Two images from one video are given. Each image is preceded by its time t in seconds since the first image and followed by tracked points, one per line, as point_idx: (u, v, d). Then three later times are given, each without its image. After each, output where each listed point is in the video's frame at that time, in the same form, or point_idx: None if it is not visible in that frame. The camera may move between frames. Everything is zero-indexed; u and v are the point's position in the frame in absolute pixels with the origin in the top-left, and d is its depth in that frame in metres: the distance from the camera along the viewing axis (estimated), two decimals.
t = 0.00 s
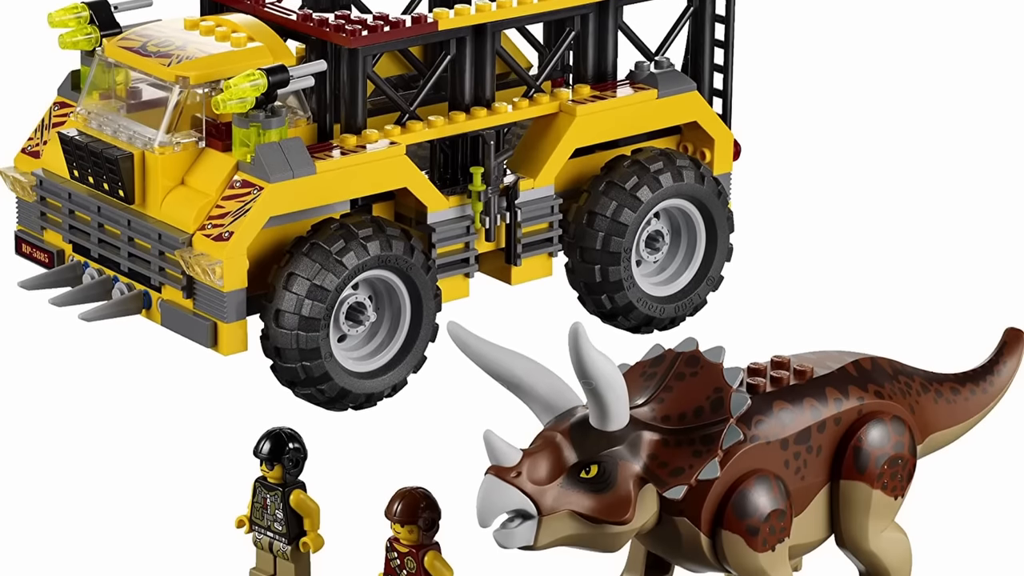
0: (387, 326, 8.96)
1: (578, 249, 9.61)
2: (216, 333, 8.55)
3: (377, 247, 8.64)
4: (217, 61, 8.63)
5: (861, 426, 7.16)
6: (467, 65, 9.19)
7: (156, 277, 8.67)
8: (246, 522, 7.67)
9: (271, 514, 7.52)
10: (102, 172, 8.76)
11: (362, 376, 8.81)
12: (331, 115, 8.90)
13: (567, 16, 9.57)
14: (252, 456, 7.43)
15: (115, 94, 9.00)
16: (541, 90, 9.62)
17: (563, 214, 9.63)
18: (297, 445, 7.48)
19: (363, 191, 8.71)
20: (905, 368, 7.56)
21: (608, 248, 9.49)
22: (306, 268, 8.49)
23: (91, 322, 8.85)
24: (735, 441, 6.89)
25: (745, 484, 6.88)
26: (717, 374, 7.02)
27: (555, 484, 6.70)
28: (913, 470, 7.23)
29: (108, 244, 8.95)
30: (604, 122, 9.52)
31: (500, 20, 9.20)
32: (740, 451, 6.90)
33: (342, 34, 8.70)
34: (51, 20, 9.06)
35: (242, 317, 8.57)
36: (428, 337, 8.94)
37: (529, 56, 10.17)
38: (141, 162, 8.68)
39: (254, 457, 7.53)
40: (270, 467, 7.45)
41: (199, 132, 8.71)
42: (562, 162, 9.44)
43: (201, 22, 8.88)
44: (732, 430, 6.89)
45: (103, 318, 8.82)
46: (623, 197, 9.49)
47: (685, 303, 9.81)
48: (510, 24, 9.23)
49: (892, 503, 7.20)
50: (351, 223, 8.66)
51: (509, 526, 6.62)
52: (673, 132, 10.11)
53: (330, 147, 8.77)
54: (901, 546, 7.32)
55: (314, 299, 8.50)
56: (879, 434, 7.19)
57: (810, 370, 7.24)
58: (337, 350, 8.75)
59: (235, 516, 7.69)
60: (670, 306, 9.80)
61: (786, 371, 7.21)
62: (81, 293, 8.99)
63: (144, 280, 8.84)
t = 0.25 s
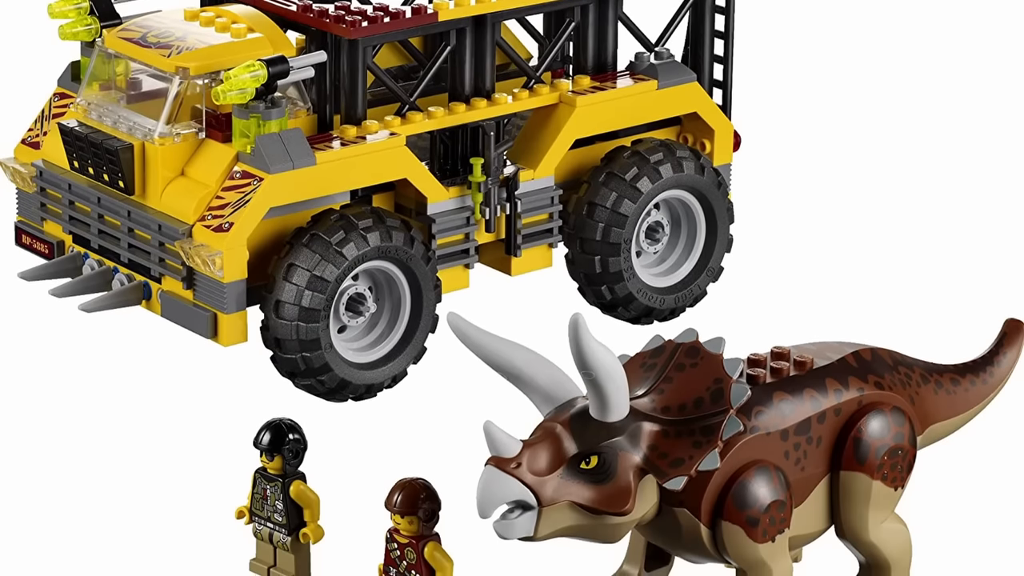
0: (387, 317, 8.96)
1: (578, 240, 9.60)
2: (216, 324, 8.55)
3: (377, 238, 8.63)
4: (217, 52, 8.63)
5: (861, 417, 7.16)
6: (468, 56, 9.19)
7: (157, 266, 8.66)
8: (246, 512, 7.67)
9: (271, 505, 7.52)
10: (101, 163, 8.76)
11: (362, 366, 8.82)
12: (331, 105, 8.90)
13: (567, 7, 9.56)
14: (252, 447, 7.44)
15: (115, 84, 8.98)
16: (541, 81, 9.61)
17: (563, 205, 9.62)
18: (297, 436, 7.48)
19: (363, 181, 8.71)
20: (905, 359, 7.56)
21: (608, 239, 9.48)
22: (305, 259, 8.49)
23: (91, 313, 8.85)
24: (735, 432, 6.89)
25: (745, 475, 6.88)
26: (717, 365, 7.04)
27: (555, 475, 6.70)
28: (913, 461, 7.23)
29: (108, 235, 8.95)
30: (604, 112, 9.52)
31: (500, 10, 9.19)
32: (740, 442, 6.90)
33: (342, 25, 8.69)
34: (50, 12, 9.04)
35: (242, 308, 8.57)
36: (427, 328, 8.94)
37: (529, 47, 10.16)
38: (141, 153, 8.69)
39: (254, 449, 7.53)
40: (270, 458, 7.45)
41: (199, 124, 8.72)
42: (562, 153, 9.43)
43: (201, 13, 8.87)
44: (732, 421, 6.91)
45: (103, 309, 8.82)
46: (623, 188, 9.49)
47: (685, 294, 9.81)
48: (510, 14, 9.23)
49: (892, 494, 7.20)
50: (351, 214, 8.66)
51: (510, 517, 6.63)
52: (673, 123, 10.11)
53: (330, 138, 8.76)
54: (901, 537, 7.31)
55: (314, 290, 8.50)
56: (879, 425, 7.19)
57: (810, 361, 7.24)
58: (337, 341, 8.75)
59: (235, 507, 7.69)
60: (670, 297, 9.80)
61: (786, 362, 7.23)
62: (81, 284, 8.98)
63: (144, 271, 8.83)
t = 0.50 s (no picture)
0: (387, 308, 8.96)
1: (578, 231, 9.60)
2: (216, 315, 8.55)
3: (377, 229, 8.63)
4: (217, 43, 8.64)
5: (861, 408, 7.16)
6: (467, 47, 9.18)
7: (157, 257, 8.66)
8: (246, 504, 7.68)
9: (271, 496, 7.53)
10: (101, 154, 8.76)
11: (362, 357, 8.82)
12: (331, 97, 8.91)
13: None
14: (252, 438, 7.44)
15: (115, 75, 8.96)
16: (541, 72, 9.61)
17: (563, 196, 9.62)
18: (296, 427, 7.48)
19: (363, 172, 8.71)
20: (905, 350, 7.56)
21: (608, 230, 9.48)
22: (305, 250, 8.49)
23: (91, 304, 8.85)
24: (735, 423, 6.89)
25: (745, 466, 6.88)
26: (717, 356, 7.03)
27: (555, 465, 6.70)
28: (913, 452, 7.23)
29: (108, 226, 8.94)
30: (604, 103, 9.51)
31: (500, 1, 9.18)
32: (740, 432, 6.90)
33: (342, 16, 8.69)
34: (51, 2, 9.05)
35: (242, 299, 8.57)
36: (427, 319, 8.94)
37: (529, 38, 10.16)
38: (141, 144, 8.68)
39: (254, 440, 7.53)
40: (270, 449, 7.45)
41: (199, 115, 8.70)
42: (562, 144, 9.43)
43: (201, 4, 8.87)
44: (732, 412, 6.90)
45: (103, 300, 8.82)
46: (623, 179, 9.48)
47: (685, 285, 9.81)
48: (510, 5, 9.22)
49: (892, 485, 7.20)
50: (351, 204, 8.66)
51: (509, 508, 6.63)
52: (673, 114, 10.10)
53: (330, 128, 8.76)
54: (901, 528, 7.31)
55: (314, 281, 8.50)
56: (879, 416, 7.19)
57: (810, 352, 7.24)
58: (337, 332, 8.75)
59: (235, 499, 7.69)
60: (670, 288, 9.80)
61: (787, 353, 7.23)
62: (81, 275, 8.98)
63: (144, 262, 8.83)
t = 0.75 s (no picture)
0: (386, 299, 8.96)
1: (578, 222, 9.60)
2: (216, 306, 8.55)
3: (377, 220, 8.63)
4: (217, 34, 8.62)
5: (861, 399, 7.16)
6: (468, 38, 9.18)
7: (157, 248, 8.66)
8: (246, 495, 7.68)
9: (271, 487, 7.53)
10: (102, 145, 8.76)
11: (362, 348, 8.82)
12: (330, 88, 8.90)
13: None
14: (252, 429, 7.44)
15: (115, 66, 8.98)
16: (541, 63, 9.60)
17: (563, 187, 9.62)
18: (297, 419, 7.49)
19: (363, 163, 8.70)
20: (905, 341, 7.56)
21: (608, 221, 9.48)
22: (305, 241, 8.49)
23: (91, 295, 8.85)
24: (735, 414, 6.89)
25: (745, 457, 6.89)
26: (716, 347, 7.01)
27: (555, 457, 6.71)
28: (913, 443, 7.24)
29: (108, 217, 8.94)
30: (604, 94, 9.51)
31: None
32: (740, 423, 6.90)
33: (342, 8, 8.68)
34: None
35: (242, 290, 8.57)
36: (428, 310, 8.94)
37: (529, 29, 10.15)
38: (141, 135, 8.68)
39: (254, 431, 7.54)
40: (270, 440, 7.46)
41: (199, 106, 8.70)
42: (562, 135, 9.43)
43: None
44: (732, 403, 6.91)
45: (103, 291, 8.82)
46: (623, 170, 9.48)
47: (684, 276, 9.81)
48: None
49: (892, 476, 7.21)
50: (351, 195, 8.66)
51: (509, 499, 6.63)
52: (673, 105, 10.10)
53: (330, 119, 8.76)
54: (902, 519, 7.32)
55: (314, 272, 8.50)
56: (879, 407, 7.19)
57: (810, 343, 7.24)
58: (337, 323, 8.75)
59: (236, 490, 7.70)
60: (669, 279, 9.81)
61: (787, 343, 7.21)
62: (81, 266, 8.98)
63: (144, 253, 8.83)
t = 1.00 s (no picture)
0: (386, 290, 8.96)
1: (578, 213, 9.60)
2: (216, 297, 8.55)
3: (377, 211, 8.63)
4: (217, 25, 8.62)
5: (861, 390, 7.16)
6: (468, 29, 9.17)
7: (157, 239, 8.65)
8: (246, 486, 7.69)
9: (271, 478, 7.53)
10: (101, 136, 8.75)
11: (362, 339, 8.82)
12: (330, 79, 8.89)
13: None
14: (252, 420, 7.44)
15: (115, 57, 8.98)
16: (541, 54, 9.60)
17: (563, 178, 9.62)
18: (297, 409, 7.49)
19: (363, 154, 8.70)
20: (905, 332, 7.56)
21: (608, 212, 9.48)
22: (305, 232, 8.49)
23: (91, 286, 8.85)
24: (735, 405, 6.89)
25: (745, 448, 6.89)
26: (716, 338, 7.01)
27: (555, 448, 6.71)
28: (913, 434, 7.24)
29: (108, 208, 8.93)
30: (604, 85, 9.51)
31: None
32: (740, 414, 6.90)
33: None
34: None
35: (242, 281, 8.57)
36: (427, 302, 8.94)
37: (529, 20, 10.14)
38: (141, 126, 8.67)
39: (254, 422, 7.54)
40: (270, 431, 7.46)
41: (199, 97, 8.71)
42: (562, 126, 9.42)
43: None
44: (732, 394, 6.91)
45: (103, 282, 8.82)
46: (623, 161, 9.48)
47: (684, 267, 9.81)
48: None
49: (892, 467, 7.21)
50: (351, 186, 8.66)
51: (509, 490, 6.64)
52: (673, 96, 10.09)
53: (330, 110, 8.75)
54: (901, 510, 7.33)
55: (314, 263, 8.50)
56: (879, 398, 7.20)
57: (810, 334, 7.24)
58: (337, 314, 8.75)
59: (235, 481, 7.70)
60: (670, 270, 9.80)
61: (787, 334, 7.21)
62: (81, 257, 8.98)
63: (144, 244, 8.83)
